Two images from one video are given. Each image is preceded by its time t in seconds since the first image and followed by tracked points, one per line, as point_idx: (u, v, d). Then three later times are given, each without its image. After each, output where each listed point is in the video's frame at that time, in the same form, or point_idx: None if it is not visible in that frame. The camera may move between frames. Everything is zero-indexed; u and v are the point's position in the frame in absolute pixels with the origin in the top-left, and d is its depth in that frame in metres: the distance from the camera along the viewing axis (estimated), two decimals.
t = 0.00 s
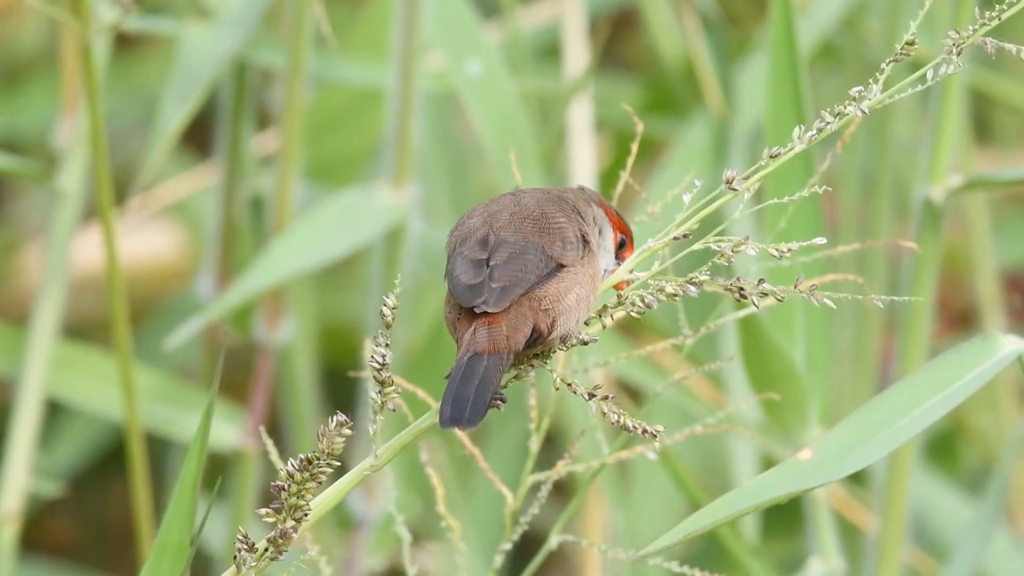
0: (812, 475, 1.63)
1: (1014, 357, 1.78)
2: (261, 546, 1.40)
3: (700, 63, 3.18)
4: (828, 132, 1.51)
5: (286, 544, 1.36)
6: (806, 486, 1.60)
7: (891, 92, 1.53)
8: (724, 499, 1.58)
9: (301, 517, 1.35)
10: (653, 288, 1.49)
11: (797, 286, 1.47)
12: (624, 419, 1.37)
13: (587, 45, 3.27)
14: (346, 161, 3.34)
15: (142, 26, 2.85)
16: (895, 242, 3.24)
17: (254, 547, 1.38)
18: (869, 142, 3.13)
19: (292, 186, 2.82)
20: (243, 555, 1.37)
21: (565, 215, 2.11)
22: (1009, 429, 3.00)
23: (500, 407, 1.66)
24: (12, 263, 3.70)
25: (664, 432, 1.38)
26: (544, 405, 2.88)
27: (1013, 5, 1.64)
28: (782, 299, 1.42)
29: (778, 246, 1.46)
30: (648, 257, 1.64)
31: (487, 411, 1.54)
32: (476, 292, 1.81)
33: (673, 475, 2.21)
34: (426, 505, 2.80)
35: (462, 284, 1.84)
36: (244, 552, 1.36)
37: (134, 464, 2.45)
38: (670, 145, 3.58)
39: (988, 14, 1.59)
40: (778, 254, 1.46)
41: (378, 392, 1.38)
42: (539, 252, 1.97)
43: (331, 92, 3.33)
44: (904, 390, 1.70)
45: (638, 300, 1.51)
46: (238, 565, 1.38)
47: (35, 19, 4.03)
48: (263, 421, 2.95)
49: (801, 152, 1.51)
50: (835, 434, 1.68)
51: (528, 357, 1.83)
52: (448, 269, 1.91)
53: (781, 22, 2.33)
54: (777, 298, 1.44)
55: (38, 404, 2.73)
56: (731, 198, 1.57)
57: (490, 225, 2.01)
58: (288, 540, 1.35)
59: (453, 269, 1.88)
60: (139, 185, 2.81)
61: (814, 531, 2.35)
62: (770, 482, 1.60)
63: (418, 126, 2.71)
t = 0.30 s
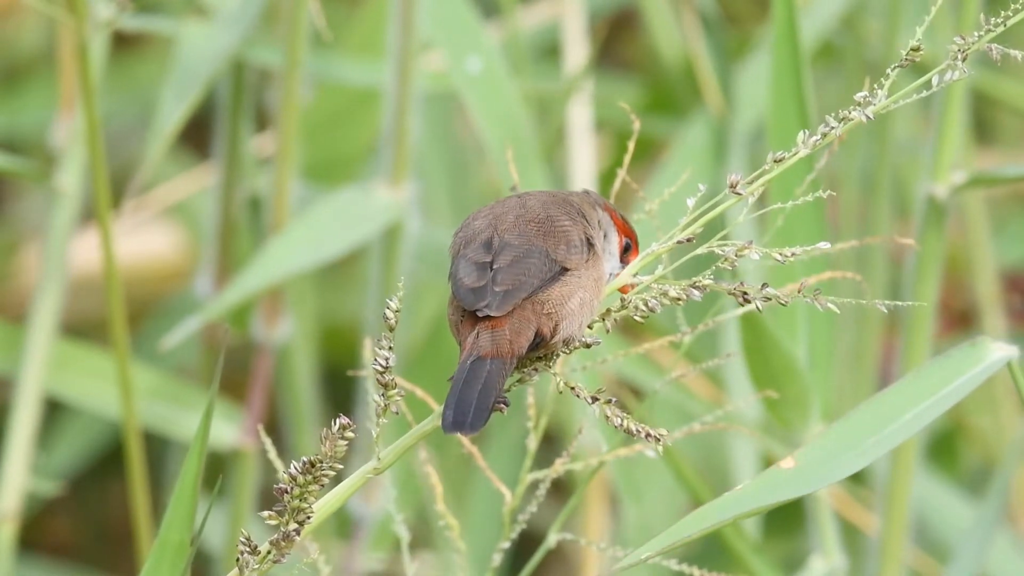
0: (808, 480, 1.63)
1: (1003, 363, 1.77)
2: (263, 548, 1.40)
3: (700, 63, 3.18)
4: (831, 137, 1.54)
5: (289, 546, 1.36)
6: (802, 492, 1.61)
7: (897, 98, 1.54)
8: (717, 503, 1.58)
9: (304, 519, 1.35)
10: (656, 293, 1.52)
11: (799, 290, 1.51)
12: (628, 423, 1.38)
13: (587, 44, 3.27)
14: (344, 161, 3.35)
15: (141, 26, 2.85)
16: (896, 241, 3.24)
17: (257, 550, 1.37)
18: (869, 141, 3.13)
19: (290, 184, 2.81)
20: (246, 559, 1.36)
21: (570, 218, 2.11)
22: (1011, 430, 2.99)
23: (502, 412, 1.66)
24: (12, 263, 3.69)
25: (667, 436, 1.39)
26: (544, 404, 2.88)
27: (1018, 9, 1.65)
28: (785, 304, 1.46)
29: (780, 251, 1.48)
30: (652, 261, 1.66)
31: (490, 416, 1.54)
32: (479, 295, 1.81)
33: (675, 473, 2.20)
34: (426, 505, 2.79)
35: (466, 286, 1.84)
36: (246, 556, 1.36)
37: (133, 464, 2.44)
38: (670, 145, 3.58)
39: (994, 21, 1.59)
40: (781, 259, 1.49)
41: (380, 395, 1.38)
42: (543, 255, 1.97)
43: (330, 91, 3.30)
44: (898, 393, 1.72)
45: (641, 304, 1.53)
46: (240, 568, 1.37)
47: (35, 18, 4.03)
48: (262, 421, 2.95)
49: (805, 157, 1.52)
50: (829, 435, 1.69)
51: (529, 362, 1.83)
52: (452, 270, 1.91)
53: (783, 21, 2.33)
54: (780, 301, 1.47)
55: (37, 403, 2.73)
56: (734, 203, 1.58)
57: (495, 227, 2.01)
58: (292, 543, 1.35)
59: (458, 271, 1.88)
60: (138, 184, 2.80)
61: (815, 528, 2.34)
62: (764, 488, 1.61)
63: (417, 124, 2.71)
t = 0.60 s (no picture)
0: (817, 460, 1.62)
1: (1000, 361, 1.79)
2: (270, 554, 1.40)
3: (699, 63, 3.18)
4: (843, 147, 1.57)
5: (298, 552, 1.37)
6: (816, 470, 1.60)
7: (908, 108, 1.57)
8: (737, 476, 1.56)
9: (312, 525, 1.35)
10: (666, 301, 1.52)
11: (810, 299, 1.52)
12: (636, 430, 1.39)
13: (587, 44, 3.27)
14: (344, 161, 3.36)
15: (142, 26, 2.85)
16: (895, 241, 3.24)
17: (265, 557, 1.37)
18: (869, 141, 3.13)
19: (289, 184, 2.82)
20: (254, 565, 1.35)
21: (574, 226, 2.11)
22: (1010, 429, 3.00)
23: (509, 421, 1.70)
24: (12, 263, 3.69)
25: (674, 445, 1.40)
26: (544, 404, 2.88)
27: None
28: (796, 313, 1.46)
29: (791, 261, 1.50)
30: (662, 270, 1.67)
31: (483, 422, 1.56)
32: (482, 302, 1.82)
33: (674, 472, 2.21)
34: (427, 505, 2.80)
35: (470, 294, 1.85)
36: (254, 562, 1.35)
37: (133, 463, 2.44)
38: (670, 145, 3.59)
39: (1006, 32, 1.61)
40: (792, 268, 1.51)
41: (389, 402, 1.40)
42: (548, 262, 1.97)
43: (330, 91, 3.30)
44: (901, 387, 1.73)
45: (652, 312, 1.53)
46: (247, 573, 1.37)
47: (35, 18, 4.03)
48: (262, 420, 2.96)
49: (815, 167, 1.57)
50: (834, 424, 1.69)
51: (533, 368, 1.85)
52: (457, 279, 1.91)
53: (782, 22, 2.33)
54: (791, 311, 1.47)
55: (37, 403, 2.73)
56: (745, 211, 1.65)
57: (499, 234, 2.01)
58: (299, 549, 1.37)
59: (462, 279, 1.89)
60: (138, 184, 2.80)
61: (816, 530, 2.35)
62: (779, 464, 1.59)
63: (417, 124, 2.71)
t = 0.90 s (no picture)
0: (824, 459, 1.63)
1: (1010, 357, 1.78)
2: (272, 553, 1.39)
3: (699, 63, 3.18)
4: (845, 145, 1.57)
5: (300, 552, 1.37)
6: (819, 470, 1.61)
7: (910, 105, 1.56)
8: (742, 478, 1.58)
9: (314, 525, 1.35)
10: (669, 301, 1.51)
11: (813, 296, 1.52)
12: (639, 430, 1.39)
13: (587, 44, 3.27)
14: (343, 161, 3.35)
15: (142, 26, 2.85)
16: (894, 240, 3.24)
17: (267, 557, 1.36)
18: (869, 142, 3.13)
19: (289, 184, 2.81)
20: (256, 565, 1.35)
21: (584, 234, 2.10)
22: (1009, 430, 2.99)
23: (514, 418, 1.77)
24: (12, 263, 3.70)
25: (675, 444, 1.39)
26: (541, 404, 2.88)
27: None
28: (798, 311, 1.46)
29: (793, 258, 1.50)
30: (664, 269, 1.66)
31: (488, 437, 1.57)
32: (494, 322, 1.81)
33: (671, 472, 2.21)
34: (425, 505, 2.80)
35: (481, 311, 1.85)
36: (257, 561, 1.35)
37: (134, 463, 2.44)
38: (670, 145, 3.58)
39: (1007, 28, 1.60)
40: (795, 266, 1.50)
41: (392, 402, 1.39)
42: (559, 276, 1.96)
43: (330, 91, 3.31)
44: (912, 382, 1.72)
45: (654, 312, 1.52)
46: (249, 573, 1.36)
47: (35, 18, 4.03)
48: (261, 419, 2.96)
49: (817, 164, 1.57)
50: (844, 421, 1.69)
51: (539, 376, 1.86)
52: (467, 291, 1.92)
53: (780, 21, 2.33)
54: (793, 308, 1.47)
55: (38, 404, 2.73)
56: (747, 210, 1.65)
57: (510, 243, 2.00)
58: (303, 549, 1.36)
59: (473, 293, 1.89)
60: (138, 184, 2.80)
61: (812, 533, 2.34)
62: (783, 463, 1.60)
63: (416, 123, 2.71)
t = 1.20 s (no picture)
0: (823, 453, 1.64)
1: (1012, 353, 1.78)
2: (272, 555, 1.38)
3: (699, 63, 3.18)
4: (846, 145, 1.57)
5: (301, 553, 1.35)
6: (818, 463, 1.61)
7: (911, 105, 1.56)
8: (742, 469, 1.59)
9: (315, 526, 1.35)
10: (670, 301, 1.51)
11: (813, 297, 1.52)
12: (638, 431, 1.39)
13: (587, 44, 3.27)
14: (343, 162, 3.35)
15: (141, 26, 2.85)
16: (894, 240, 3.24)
17: (268, 558, 1.35)
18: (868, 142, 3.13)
19: (289, 184, 2.81)
20: (257, 565, 1.34)
21: (583, 235, 2.09)
22: (1009, 429, 2.99)
23: (515, 420, 1.82)
24: (12, 263, 3.69)
25: (676, 445, 1.39)
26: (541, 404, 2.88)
27: None
28: (799, 311, 1.46)
29: (795, 259, 1.49)
30: (664, 269, 1.65)
31: (491, 446, 1.57)
32: (494, 325, 1.81)
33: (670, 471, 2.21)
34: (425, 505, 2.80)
35: (481, 314, 1.84)
36: (258, 563, 1.34)
37: (133, 462, 2.44)
38: (669, 145, 3.59)
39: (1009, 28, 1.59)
40: (795, 266, 1.50)
41: (392, 402, 1.39)
42: (559, 279, 1.96)
43: (329, 91, 3.32)
44: (913, 378, 1.72)
45: (654, 313, 1.52)
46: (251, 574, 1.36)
47: (36, 19, 4.03)
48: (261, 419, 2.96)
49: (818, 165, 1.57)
50: (845, 414, 1.69)
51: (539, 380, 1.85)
52: (467, 294, 1.92)
53: (780, 21, 2.33)
54: (794, 308, 1.47)
55: (38, 404, 2.73)
56: (748, 210, 1.64)
57: (509, 245, 2.00)
58: (304, 550, 1.35)
59: (473, 297, 1.89)
60: (137, 184, 2.80)
61: (811, 532, 2.34)
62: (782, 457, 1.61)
63: (416, 123, 2.70)
